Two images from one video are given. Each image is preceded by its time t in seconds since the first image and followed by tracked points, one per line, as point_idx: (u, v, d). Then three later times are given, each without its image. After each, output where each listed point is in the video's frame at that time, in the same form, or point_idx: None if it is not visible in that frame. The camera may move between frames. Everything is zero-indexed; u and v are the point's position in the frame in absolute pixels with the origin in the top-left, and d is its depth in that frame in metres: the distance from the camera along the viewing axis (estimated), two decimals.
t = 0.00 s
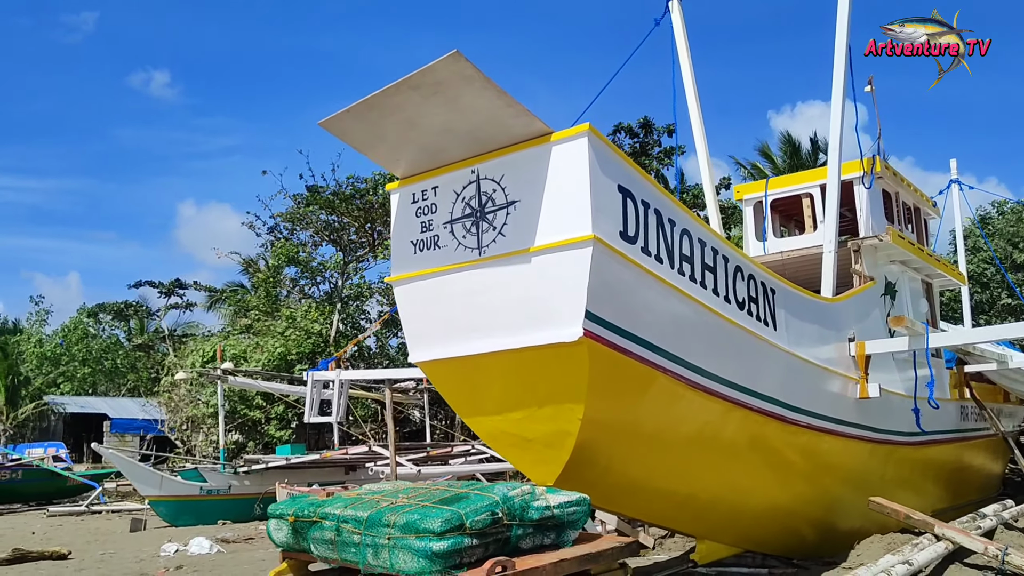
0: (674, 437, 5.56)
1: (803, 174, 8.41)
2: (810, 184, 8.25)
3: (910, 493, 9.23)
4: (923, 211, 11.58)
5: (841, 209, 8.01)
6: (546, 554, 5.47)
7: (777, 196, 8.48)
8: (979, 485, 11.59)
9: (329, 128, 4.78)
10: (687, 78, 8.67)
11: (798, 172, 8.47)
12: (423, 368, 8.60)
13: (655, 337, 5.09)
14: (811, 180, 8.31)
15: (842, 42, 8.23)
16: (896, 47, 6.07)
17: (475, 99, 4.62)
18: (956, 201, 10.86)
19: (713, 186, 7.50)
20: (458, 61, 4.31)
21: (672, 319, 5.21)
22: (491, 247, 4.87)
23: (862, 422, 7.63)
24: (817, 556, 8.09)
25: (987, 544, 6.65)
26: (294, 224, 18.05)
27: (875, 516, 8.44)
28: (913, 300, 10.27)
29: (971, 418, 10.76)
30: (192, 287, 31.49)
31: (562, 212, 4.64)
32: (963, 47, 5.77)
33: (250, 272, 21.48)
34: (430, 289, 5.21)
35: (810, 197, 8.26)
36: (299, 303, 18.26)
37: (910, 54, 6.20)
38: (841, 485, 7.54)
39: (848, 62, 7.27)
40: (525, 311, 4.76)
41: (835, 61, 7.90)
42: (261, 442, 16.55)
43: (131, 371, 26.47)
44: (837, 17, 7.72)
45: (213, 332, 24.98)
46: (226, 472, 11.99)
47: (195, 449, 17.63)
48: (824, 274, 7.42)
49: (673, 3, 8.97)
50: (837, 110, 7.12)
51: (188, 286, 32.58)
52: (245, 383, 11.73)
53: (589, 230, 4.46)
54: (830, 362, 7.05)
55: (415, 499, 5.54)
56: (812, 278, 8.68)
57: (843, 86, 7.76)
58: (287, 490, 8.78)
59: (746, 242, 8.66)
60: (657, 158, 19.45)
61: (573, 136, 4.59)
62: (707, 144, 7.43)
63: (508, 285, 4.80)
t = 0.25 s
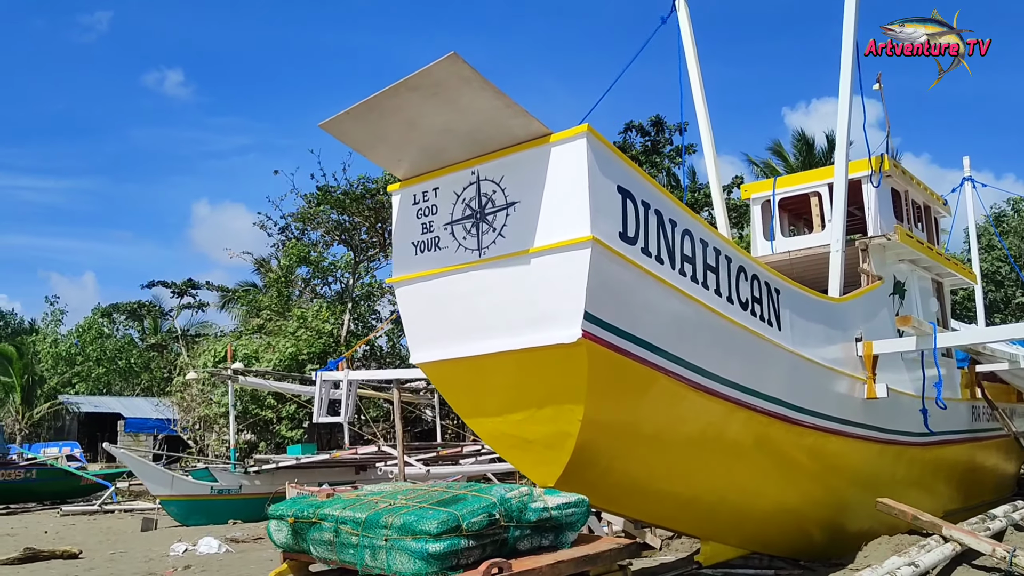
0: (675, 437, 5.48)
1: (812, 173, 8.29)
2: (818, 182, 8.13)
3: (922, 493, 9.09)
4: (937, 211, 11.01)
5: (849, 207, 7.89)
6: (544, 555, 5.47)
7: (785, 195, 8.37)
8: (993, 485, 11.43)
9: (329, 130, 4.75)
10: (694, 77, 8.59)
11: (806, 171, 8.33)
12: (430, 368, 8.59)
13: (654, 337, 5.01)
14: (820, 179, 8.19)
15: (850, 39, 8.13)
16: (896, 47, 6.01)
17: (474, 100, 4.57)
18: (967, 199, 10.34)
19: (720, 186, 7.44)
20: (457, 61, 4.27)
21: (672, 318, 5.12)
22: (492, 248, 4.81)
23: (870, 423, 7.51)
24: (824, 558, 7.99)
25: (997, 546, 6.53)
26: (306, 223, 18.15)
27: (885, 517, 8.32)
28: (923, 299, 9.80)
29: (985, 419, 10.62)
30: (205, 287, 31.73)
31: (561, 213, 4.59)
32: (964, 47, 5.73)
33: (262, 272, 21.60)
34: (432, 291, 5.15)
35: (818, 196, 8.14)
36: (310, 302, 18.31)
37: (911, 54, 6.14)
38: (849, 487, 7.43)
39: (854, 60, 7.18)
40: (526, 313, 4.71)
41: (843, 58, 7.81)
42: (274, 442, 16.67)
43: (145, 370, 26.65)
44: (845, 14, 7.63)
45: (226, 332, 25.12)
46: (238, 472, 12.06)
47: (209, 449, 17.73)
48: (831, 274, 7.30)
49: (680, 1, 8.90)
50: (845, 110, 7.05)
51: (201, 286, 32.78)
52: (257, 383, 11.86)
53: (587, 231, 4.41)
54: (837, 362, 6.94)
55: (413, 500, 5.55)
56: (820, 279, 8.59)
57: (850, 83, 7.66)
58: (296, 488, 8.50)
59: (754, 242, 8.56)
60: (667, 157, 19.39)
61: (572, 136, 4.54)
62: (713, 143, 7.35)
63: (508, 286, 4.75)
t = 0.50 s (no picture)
0: (677, 438, 5.40)
1: (818, 171, 8.22)
2: (824, 181, 8.06)
3: (930, 492, 8.99)
4: (946, 209, 10.58)
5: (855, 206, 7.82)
6: (541, 555, 5.51)
7: (791, 194, 8.30)
8: (1004, 485, 11.32)
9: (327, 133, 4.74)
10: (700, 76, 8.54)
11: (812, 170, 8.26)
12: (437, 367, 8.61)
13: (653, 338, 4.94)
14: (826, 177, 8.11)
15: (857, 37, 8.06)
16: (897, 47, 6.02)
17: (472, 103, 4.55)
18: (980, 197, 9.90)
19: (725, 185, 7.44)
20: (454, 64, 4.25)
21: (672, 318, 5.04)
22: (491, 250, 4.78)
23: (877, 423, 7.41)
24: (829, 557, 7.93)
25: (1001, 546, 6.45)
26: (317, 223, 18.25)
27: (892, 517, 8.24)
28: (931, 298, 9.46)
29: (995, 418, 10.52)
30: (218, 287, 31.95)
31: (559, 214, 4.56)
32: (964, 47, 5.74)
33: (274, 271, 21.73)
34: (432, 292, 5.13)
35: (824, 194, 8.06)
36: (322, 301, 18.41)
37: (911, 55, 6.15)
38: (854, 486, 7.34)
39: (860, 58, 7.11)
40: (525, 313, 4.68)
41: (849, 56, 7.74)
42: (285, 440, 16.81)
43: (159, 369, 26.86)
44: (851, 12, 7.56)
45: (239, 331, 25.29)
46: (248, 470, 12.15)
47: (222, 448, 17.87)
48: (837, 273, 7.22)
49: None
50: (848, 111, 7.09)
51: (214, 286, 33.01)
52: (268, 381, 11.94)
53: (585, 232, 4.37)
54: (843, 362, 6.83)
55: (411, 500, 5.59)
56: (826, 278, 8.55)
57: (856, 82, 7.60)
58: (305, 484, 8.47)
59: (760, 241, 8.52)
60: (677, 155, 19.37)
61: (570, 138, 4.50)
62: (718, 143, 7.29)
63: (507, 287, 4.72)
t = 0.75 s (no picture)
0: (682, 439, 5.29)
1: (828, 170, 8.10)
2: (834, 180, 7.95)
3: (942, 493, 8.85)
4: (957, 207, 10.33)
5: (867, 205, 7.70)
6: (543, 557, 5.49)
7: (802, 193, 8.17)
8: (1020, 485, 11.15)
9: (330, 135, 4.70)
10: (708, 74, 8.44)
11: (823, 168, 8.15)
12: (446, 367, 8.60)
13: (657, 338, 4.84)
14: (837, 176, 8.00)
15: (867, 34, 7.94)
16: (895, 48, 5.48)
17: (474, 104, 4.49)
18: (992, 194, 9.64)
19: (734, 183, 7.38)
20: (455, 64, 4.19)
21: (676, 318, 4.95)
22: (494, 251, 4.69)
23: (887, 424, 7.29)
24: (839, 558, 7.81)
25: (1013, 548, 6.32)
26: (328, 223, 18.29)
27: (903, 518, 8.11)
28: (943, 297, 9.27)
29: (1010, 417, 10.37)
30: (231, 288, 32.11)
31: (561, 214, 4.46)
32: (967, 46, 5.43)
33: (287, 272, 21.81)
34: (435, 293, 5.03)
35: (835, 193, 7.96)
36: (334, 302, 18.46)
37: (909, 57, 5.61)
38: (864, 487, 7.22)
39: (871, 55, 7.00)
40: (527, 315, 4.59)
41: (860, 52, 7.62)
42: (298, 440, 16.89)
43: (174, 369, 27.01)
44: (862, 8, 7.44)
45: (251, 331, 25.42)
46: (259, 470, 12.22)
47: (234, 448, 17.94)
48: (847, 273, 7.10)
49: None
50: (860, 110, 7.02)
51: (228, 286, 33.18)
52: (279, 382, 11.97)
53: (588, 232, 4.29)
54: (853, 361, 6.72)
55: (412, 501, 5.58)
56: (838, 278, 8.44)
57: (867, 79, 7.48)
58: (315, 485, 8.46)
59: (770, 241, 8.41)
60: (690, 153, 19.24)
61: (573, 137, 4.43)
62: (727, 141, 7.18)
63: (510, 289, 4.63)
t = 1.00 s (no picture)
0: (689, 436, 5.23)
1: (841, 166, 8.02)
2: (846, 176, 7.86)
3: (956, 491, 8.73)
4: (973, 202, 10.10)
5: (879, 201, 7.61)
6: (546, 554, 5.49)
7: (814, 189, 8.08)
8: None
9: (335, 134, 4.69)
10: (719, 69, 8.37)
11: (835, 164, 8.06)
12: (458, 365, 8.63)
13: (662, 335, 4.79)
14: (849, 172, 7.91)
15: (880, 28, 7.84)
16: (895, 48, 5.44)
17: (478, 102, 4.46)
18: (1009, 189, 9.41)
19: (745, 180, 7.33)
20: (457, 62, 4.17)
21: (682, 315, 4.89)
22: (499, 248, 4.67)
23: (899, 421, 7.20)
24: (851, 556, 7.72)
25: None
26: (343, 221, 18.35)
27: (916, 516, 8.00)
28: (958, 293, 9.11)
29: None
30: (248, 286, 32.29)
31: (566, 211, 4.42)
32: (967, 48, 5.47)
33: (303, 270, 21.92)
34: (441, 291, 5.01)
35: (848, 189, 7.87)
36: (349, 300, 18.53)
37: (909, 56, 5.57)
38: (876, 485, 7.12)
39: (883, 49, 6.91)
40: (532, 312, 4.56)
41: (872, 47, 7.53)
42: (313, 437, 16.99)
43: (192, 367, 27.21)
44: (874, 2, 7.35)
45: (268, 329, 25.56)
46: (274, 467, 12.35)
47: (251, 445, 18.07)
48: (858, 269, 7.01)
49: None
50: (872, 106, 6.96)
51: (244, 284, 33.35)
52: (294, 380, 12.02)
53: (591, 229, 4.25)
54: (864, 358, 6.63)
55: (416, 498, 5.60)
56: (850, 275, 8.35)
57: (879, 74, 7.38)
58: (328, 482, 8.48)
59: (782, 237, 8.35)
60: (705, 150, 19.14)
61: (577, 134, 4.38)
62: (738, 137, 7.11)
63: (514, 286, 4.60)
